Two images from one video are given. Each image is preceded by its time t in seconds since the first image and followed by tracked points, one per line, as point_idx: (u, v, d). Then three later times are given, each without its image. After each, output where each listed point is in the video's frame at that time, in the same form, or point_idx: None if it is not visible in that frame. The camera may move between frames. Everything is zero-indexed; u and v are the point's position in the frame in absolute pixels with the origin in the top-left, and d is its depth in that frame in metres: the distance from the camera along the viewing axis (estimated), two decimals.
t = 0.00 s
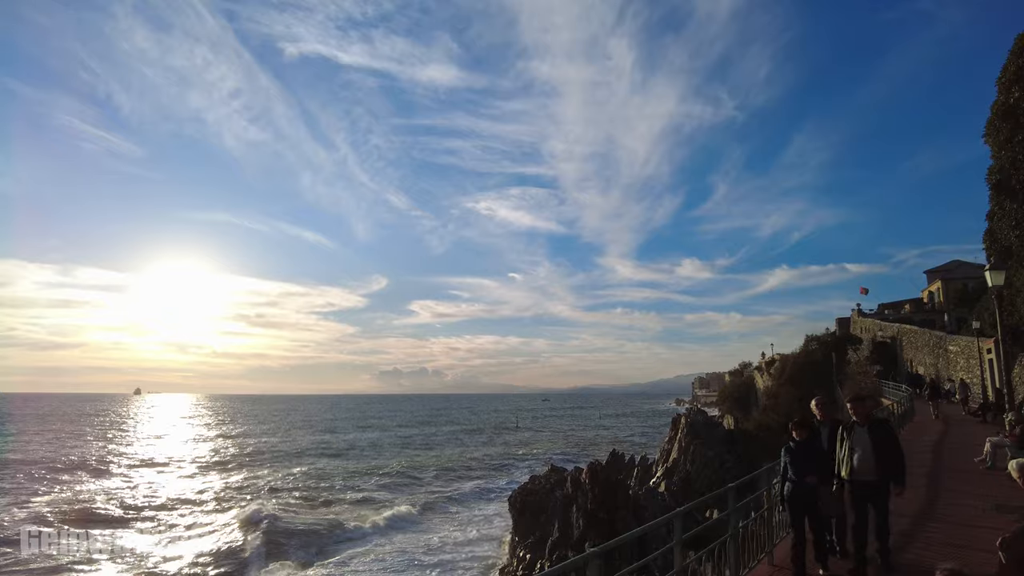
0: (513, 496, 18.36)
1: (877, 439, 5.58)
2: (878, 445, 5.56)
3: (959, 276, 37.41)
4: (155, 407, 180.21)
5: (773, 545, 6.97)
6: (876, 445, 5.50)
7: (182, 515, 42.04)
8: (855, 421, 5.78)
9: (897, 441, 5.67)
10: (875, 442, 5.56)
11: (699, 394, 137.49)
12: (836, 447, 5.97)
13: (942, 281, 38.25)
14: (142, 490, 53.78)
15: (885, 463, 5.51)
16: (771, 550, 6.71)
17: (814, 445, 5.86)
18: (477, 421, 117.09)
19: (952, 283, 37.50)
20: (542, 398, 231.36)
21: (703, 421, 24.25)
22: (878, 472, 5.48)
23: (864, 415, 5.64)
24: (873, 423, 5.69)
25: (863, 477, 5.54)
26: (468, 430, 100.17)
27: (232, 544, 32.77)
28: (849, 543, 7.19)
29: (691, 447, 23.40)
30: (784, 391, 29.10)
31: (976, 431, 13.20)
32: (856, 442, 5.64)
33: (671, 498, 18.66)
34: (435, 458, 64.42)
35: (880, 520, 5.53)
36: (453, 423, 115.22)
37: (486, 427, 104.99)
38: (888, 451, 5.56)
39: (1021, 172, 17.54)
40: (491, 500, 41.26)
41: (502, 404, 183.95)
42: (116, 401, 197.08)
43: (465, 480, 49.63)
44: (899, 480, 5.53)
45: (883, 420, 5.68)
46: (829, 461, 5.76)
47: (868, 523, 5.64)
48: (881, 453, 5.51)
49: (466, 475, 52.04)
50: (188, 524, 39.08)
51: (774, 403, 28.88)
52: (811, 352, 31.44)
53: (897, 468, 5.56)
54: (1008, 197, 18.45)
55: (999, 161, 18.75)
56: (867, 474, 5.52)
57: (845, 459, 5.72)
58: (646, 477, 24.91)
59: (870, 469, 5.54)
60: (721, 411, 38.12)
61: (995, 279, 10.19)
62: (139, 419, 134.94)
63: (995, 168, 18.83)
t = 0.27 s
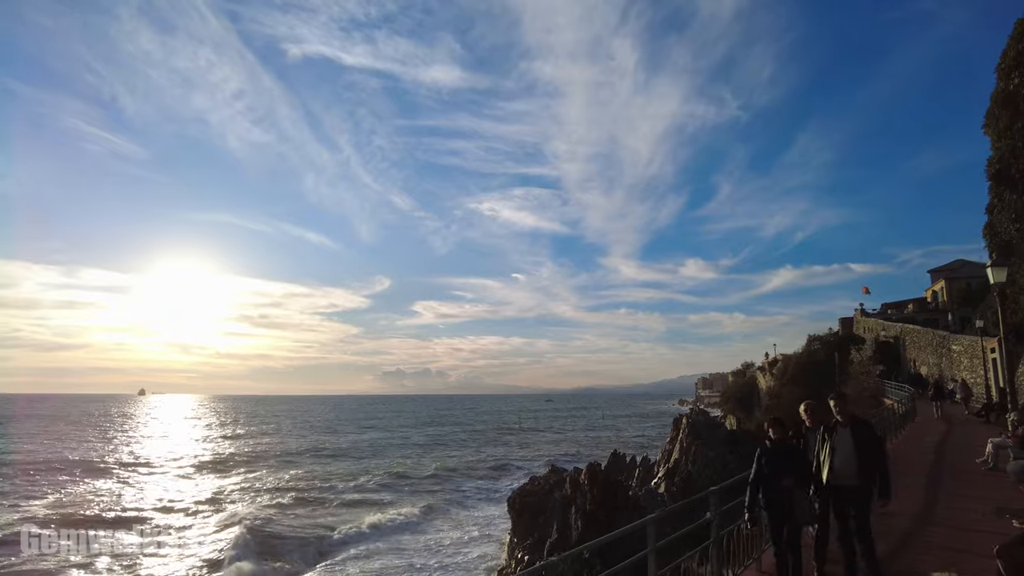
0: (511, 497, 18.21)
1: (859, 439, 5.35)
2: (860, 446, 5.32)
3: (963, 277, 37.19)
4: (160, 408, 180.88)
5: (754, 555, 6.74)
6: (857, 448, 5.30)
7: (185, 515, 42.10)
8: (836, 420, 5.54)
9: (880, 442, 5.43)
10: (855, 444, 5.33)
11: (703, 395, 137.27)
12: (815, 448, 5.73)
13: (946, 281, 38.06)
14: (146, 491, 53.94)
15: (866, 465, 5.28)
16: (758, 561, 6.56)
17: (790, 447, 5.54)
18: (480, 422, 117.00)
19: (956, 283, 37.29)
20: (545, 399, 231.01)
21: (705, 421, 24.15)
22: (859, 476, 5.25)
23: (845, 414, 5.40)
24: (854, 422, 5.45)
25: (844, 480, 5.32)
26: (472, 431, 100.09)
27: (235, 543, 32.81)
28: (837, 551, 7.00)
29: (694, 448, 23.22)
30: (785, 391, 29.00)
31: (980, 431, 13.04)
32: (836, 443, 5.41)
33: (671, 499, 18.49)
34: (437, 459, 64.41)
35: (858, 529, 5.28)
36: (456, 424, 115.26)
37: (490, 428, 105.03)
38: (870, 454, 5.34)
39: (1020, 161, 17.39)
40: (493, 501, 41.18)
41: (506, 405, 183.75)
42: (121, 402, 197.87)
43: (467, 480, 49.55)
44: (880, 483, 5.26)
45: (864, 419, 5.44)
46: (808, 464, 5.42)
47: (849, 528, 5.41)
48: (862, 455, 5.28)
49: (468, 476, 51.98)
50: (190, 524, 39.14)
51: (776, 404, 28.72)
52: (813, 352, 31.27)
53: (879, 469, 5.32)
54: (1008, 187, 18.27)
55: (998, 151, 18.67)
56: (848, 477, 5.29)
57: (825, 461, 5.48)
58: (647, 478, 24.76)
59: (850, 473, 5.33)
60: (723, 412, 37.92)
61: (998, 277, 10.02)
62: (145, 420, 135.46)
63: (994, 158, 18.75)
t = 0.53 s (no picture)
0: (510, 501, 18.01)
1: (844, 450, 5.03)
2: (846, 457, 5.00)
3: (967, 277, 37.01)
4: (165, 410, 181.48)
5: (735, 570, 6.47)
6: (843, 461, 4.97)
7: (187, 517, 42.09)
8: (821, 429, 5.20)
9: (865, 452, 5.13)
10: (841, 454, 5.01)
11: (706, 396, 137.24)
12: (798, 458, 5.41)
13: (950, 282, 37.86)
14: (148, 492, 54.02)
15: (852, 480, 4.97)
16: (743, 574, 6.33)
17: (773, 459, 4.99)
18: (484, 423, 117.00)
19: (960, 284, 37.09)
20: (548, 400, 230.99)
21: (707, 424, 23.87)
22: (844, 493, 4.93)
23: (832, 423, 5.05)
24: (839, 432, 5.12)
25: (829, 496, 4.99)
26: (475, 432, 100.18)
27: (236, 545, 32.81)
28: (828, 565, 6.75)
29: (696, 450, 22.98)
30: (787, 393, 28.78)
31: (983, 433, 12.86)
32: (821, 453, 5.07)
33: (671, 502, 18.28)
34: (440, 460, 64.44)
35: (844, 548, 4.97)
36: (459, 425, 115.32)
37: (493, 429, 105.08)
38: (856, 467, 5.02)
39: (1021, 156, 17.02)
40: (495, 503, 41.04)
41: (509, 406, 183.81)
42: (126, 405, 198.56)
43: (469, 482, 49.44)
44: (867, 499, 4.94)
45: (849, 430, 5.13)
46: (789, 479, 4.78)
47: (828, 546, 5.07)
48: (848, 468, 4.96)
49: (471, 477, 51.86)
50: (191, 526, 39.16)
51: (779, 406, 28.49)
52: (816, 354, 31.03)
53: (864, 482, 5.03)
54: (1009, 182, 17.95)
55: (999, 146, 18.35)
56: (835, 491, 4.95)
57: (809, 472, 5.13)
58: (649, 481, 24.53)
59: (835, 490, 4.99)
60: (726, 414, 37.71)
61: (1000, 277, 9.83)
62: (150, 422, 135.96)
63: (995, 153, 18.43)
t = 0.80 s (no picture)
0: (507, 503, 17.83)
1: (831, 460, 4.49)
2: (832, 468, 4.46)
3: (968, 279, 36.86)
4: (166, 411, 181.87)
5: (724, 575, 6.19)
6: (826, 469, 4.43)
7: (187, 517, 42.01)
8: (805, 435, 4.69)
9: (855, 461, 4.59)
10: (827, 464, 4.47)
11: (707, 398, 137.23)
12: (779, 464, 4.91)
13: (952, 283, 37.71)
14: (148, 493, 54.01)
15: (837, 489, 4.44)
16: None
17: (747, 470, 4.64)
18: (485, 425, 116.94)
19: (961, 285, 36.94)
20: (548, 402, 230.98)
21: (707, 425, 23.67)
22: (829, 506, 4.40)
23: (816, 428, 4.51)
24: (827, 438, 4.59)
25: (812, 509, 4.46)
26: (475, 433, 100.13)
27: (235, 545, 32.75)
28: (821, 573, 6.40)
29: (695, 452, 22.82)
30: (788, 395, 28.59)
31: (984, 436, 12.70)
32: (803, 460, 4.56)
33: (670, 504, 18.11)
34: (440, 462, 64.32)
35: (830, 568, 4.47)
36: (460, 426, 115.32)
37: (494, 431, 105.10)
38: (843, 474, 4.46)
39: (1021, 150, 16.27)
40: (494, 505, 40.94)
41: (509, 407, 183.87)
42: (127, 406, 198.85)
43: (470, 484, 49.28)
44: (855, 511, 4.41)
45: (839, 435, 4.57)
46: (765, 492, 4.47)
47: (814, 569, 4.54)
48: (832, 475, 4.43)
49: (470, 479, 51.70)
50: (190, 527, 39.06)
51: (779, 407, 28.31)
52: (816, 355, 30.84)
53: (853, 495, 4.46)
54: (1008, 175, 17.31)
55: (998, 138, 17.67)
56: (817, 506, 4.43)
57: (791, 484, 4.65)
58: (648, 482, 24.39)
59: (821, 503, 4.44)
60: (726, 415, 37.55)
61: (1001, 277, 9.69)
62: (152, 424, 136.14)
63: (994, 146, 17.79)
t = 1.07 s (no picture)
0: (503, 506, 17.64)
1: (809, 473, 4.31)
2: (809, 481, 4.26)
3: (968, 280, 36.65)
4: (167, 412, 181.73)
5: None
6: (803, 486, 4.26)
7: (185, 518, 42.01)
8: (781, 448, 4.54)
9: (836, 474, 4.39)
10: (804, 479, 4.29)
11: (708, 400, 137.05)
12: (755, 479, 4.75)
13: (952, 284, 37.52)
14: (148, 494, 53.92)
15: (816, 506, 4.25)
16: None
17: (719, 485, 4.47)
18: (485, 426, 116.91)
19: (961, 286, 36.74)
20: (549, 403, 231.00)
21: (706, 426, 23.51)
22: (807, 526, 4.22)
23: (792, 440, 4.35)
24: (804, 450, 4.40)
25: (788, 527, 4.30)
26: (475, 434, 100.03)
27: (233, 546, 32.74)
28: None
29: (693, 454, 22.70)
30: (787, 397, 28.47)
31: (984, 440, 12.57)
32: (780, 474, 4.38)
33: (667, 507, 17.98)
34: (439, 463, 64.18)
35: None
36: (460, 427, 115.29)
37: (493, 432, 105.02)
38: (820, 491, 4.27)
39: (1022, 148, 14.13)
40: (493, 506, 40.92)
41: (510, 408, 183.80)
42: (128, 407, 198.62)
43: (469, 485, 49.11)
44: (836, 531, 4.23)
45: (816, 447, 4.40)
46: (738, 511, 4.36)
47: None
48: (810, 491, 4.25)
49: (469, 480, 51.56)
50: (188, 527, 38.96)
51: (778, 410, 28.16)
52: (816, 357, 30.66)
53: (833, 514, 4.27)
54: (1006, 171, 15.10)
55: (995, 127, 15.37)
56: (795, 528, 4.23)
57: (767, 502, 4.46)
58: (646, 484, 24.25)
59: (796, 521, 4.29)
60: (725, 417, 37.44)
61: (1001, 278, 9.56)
62: (152, 424, 135.99)
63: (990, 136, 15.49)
